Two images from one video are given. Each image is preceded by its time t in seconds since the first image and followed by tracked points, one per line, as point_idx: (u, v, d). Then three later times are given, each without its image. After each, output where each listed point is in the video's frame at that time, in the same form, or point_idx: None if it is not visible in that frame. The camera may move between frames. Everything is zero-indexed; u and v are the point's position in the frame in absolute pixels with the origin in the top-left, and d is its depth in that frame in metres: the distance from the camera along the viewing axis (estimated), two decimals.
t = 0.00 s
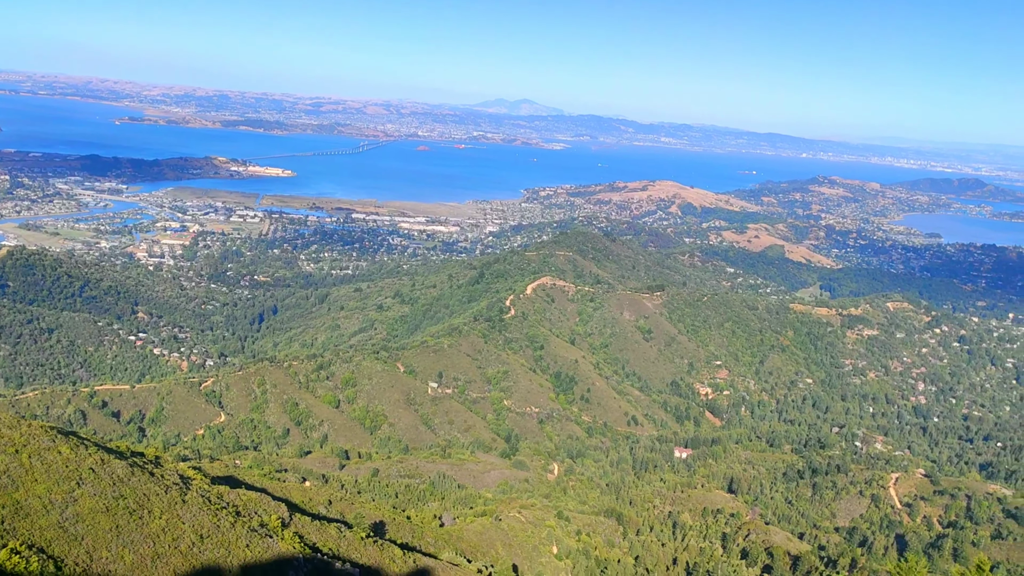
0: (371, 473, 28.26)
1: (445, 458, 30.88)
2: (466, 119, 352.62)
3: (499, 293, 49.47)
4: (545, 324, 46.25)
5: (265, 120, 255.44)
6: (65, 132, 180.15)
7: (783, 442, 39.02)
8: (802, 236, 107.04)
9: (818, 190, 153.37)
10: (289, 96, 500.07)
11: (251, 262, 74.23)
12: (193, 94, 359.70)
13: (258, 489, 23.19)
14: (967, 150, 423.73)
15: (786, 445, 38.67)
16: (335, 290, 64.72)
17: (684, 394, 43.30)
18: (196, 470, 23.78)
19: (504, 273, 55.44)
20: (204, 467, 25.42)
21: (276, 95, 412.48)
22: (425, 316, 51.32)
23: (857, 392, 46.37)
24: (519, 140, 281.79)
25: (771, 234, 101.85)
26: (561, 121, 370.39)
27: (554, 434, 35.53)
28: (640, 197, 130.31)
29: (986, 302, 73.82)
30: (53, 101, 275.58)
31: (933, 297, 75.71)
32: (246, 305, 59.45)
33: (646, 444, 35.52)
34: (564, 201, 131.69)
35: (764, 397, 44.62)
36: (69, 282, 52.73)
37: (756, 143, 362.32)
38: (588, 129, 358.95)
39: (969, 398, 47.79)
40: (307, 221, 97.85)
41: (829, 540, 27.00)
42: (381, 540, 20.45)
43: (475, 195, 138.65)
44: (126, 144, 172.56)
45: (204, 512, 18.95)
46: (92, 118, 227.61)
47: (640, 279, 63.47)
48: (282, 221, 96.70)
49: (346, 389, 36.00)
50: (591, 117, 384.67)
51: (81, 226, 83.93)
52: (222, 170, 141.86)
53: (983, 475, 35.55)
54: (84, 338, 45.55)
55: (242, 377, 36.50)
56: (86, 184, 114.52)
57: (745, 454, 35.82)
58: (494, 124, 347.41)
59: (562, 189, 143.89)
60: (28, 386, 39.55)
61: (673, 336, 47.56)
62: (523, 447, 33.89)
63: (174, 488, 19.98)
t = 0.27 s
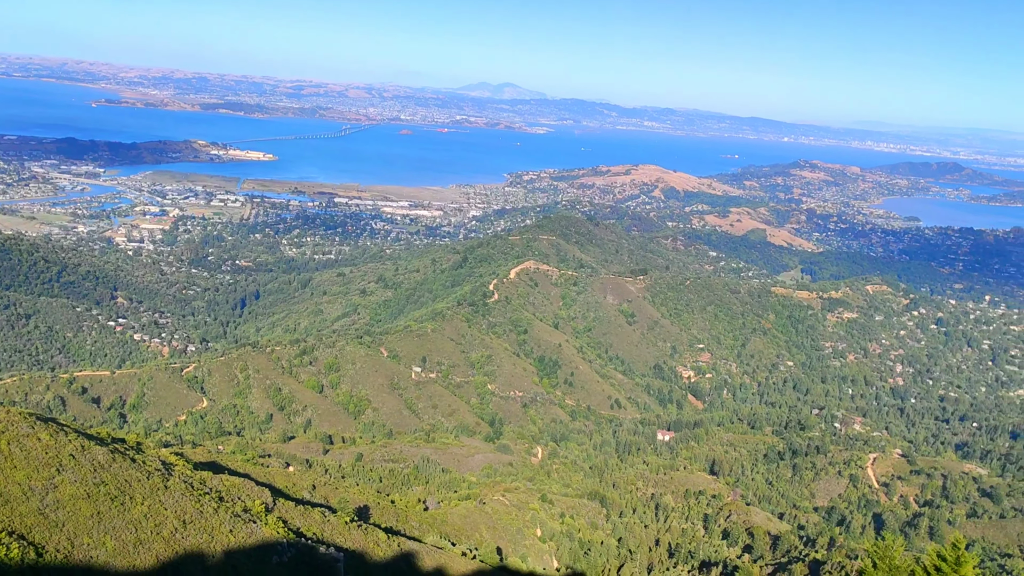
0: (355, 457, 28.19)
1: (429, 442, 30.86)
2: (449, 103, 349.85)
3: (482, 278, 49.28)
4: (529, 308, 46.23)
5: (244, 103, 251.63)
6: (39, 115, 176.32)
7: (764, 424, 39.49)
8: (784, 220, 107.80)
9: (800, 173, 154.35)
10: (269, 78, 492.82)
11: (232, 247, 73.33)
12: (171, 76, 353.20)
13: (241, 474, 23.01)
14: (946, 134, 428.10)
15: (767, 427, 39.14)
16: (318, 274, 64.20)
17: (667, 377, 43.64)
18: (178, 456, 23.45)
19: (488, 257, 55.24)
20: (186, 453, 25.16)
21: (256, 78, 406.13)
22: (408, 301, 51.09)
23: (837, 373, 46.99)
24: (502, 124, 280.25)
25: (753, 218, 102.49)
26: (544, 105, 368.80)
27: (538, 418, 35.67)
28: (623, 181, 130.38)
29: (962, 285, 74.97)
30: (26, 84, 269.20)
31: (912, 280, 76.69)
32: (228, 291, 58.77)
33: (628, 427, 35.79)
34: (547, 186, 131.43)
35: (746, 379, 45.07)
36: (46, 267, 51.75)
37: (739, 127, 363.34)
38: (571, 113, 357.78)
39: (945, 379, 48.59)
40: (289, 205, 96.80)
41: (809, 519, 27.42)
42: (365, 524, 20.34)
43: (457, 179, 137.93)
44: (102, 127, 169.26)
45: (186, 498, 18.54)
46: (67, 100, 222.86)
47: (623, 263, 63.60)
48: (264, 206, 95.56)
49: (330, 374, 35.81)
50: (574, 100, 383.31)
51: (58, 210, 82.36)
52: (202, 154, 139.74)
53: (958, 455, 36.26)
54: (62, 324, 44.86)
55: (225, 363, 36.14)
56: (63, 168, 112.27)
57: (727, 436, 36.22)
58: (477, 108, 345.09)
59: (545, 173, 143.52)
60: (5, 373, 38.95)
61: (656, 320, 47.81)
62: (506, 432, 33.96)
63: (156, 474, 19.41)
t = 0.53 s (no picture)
0: (336, 443, 28.02)
1: (410, 427, 30.79)
2: (427, 86, 346.58)
3: (462, 263, 49.11)
4: (510, 293, 46.18)
5: (220, 86, 247.24)
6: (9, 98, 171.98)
7: (743, 407, 39.93)
8: (763, 204, 108.58)
9: (778, 157, 155.41)
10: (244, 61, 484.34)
11: (210, 232, 72.26)
12: (144, 58, 345.83)
13: (221, 460, 22.69)
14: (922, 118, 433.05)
15: (746, 409, 39.60)
16: (297, 260, 63.52)
17: (647, 360, 43.89)
18: (157, 443, 23.03)
19: (468, 242, 55.00)
20: (165, 440, 24.78)
21: (231, 60, 398.87)
22: (389, 286, 50.76)
23: (814, 356, 47.58)
24: (482, 108, 278.42)
25: (732, 202, 103.15)
26: (525, 89, 366.94)
27: (519, 402, 35.72)
28: (603, 165, 130.36)
29: (937, 267, 76.15)
30: None
31: (889, 263, 77.75)
32: (206, 276, 57.97)
33: (610, 411, 36.00)
34: (527, 170, 131.01)
35: (725, 362, 45.52)
36: (18, 253, 50.58)
37: (718, 111, 364.51)
38: (551, 97, 356.32)
39: (920, 361, 49.45)
40: (267, 190, 95.54)
41: (787, 500, 27.79)
42: (347, 509, 20.17)
43: (437, 164, 136.98)
44: (73, 110, 165.44)
45: (166, 485, 18.14)
46: (36, 82, 217.31)
47: (603, 247, 63.70)
48: (241, 190, 94.20)
49: (310, 360, 35.52)
50: (554, 84, 381.51)
51: (30, 195, 80.51)
52: (178, 138, 137.27)
53: (932, 435, 36.97)
54: (37, 311, 43.97)
55: (204, 348, 35.66)
56: (34, 151, 109.66)
57: (706, 419, 36.58)
58: (457, 92, 342.38)
59: (525, 157, 143.04)
60: None
61: (636, 304, 48.04)
62: (488, 416, 33.99)
63: (135, 461, 18.96)
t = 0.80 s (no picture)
0: (315, 431, 27.78)
1: (390, 414, 30.64)
2: (404, 72, 343.08)
3: (441, 250, 48.82)
4: (489, 279, 46.07)
5: (193, 71, 242.45)
6: None
7: (721, 392, 40.39)
8: (740, 190, 109.42)
9: (755, 143, 156.52)
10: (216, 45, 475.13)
11: (185, 219, 71.05)
12: (113, 42, 337.85)
13: (200, 449, 22.33)
14: (896, 104, 438.78)
15: (723, 394, 40.03)
16: (275, 247, 62.71)
17: (626, 345, 44.11)
18: (133, 432, 22.59)
19: (447, 229, 54.66)
20: (141, 429, 24.35)
21: (203, 44, 391.06)
22: (368, 273, 50.36)
23: (791, 340, 48.15)
24: (460, 93, 276.34)
25: (710, 187, 103.80)
26: (503, 76, 364.73)
27: (499, 388, 35.74)
28: (581, 151, 130.30)
29: (912, 252, 77.33)
30: None
31: (865, 248, 78.80)
32: (182, 264, 57.04)
33: (589, 396, 36.16)
34: (506, 156, 130.48)
35: (703, 347, 45.92)
36: None
37: (696, 97, 365.93)
38: (529, 82, 354.78)
39: (894, 344, 50.23)
40: (243, 176, 94.11)
41: (764, 483, 28.16)
42: (327, 497, 19.98)
43: (416, 150, 135.92)
44: (42, 95, 161.31)
45: (144, 474, 17.77)
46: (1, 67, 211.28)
47: (583, 234, 63.78)
48: (217, 176, 92.68)
49: (289, 347, 35.11)
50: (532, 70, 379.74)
51: None
52: (151, 123, 134.57)
53: (906, 418, 37.64)
54: (9, 300, 42.99)
55: (180, 336, 35.12)
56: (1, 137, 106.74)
57: (685, 404, 36.91)
58: (435, 77, 339.41)
59: (504, 143, 142.43)
60: None
61: (615, 290, 48.24)
62: (467, 403, 33.93)
63: (111, 451, 18.51)
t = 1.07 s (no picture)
0: (292, 421, 27.48)
1: (367, 404, 30.40)
2: (378, 59, 339.44)
3: (417, 238, 48.46)
4: (466, 268, 45.91)
5: (162, 58, 237.57)
6: None
7: (698, 378, 40.71)
8: (715, 177, 110.14)
9: (729, 130, 157.56)
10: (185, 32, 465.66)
11: (158, 209, 69.76)
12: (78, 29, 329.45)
13: (175, 441, 21.94)
14: (869, 91, 443.40)
15: (700, 380, 40.36)
16: (250, 236, 61.83)
17: (602, 333, 44.22)
18: (107, 424, 22.12)
19: (423, 218, 54.21)
20: (115, 421, 23.90)
21: (171, 31, 383.11)
22: (344, 263, 49.86)
23: (766, 327, 48.64)
24: (434, 81, 274.20)
25: (685, 175, 104.34)
26: (479, 63, 362.51)
27: (476, 376, 35.67)
28: (557, 139, 130.13)
29: (884, 238, 78.41)
30: None
31: (839, 235, 79.74)
32: (156, 254, 56.04)
33: (566, 384, 36.24)
34: (481, 144, 129.80)
35: (679, 334, 46.25)
36: None
37: (672, 84, 366.92)
38: (504, 70, 353.03)
39: (867, 329, 50.96)
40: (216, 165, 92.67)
41: (740, 468, 28.47)
42: (304, 487, 19.73)
43: (391, 138, 134.74)
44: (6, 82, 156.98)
45: (118, 467, 17.37)
46: None
47: (560, 222, 63.80)
48: (189, 165, 91.11)
49: (264, 337, 34.64)
50: (507, 58, 377.80)
51: None
52: (120, 111, 131.76)
53: (880, 402, 38.23)
54: None
55: (154, 327, 34.52)
56: None
57: (661, 390, 37.18)
58: (410, 65, 336.17)
59: (480, 131, 141.69)
60: None
61: (591, 278, 48.35)
62: (445, 391, 33.79)
63: (85, 443, 18.05)
